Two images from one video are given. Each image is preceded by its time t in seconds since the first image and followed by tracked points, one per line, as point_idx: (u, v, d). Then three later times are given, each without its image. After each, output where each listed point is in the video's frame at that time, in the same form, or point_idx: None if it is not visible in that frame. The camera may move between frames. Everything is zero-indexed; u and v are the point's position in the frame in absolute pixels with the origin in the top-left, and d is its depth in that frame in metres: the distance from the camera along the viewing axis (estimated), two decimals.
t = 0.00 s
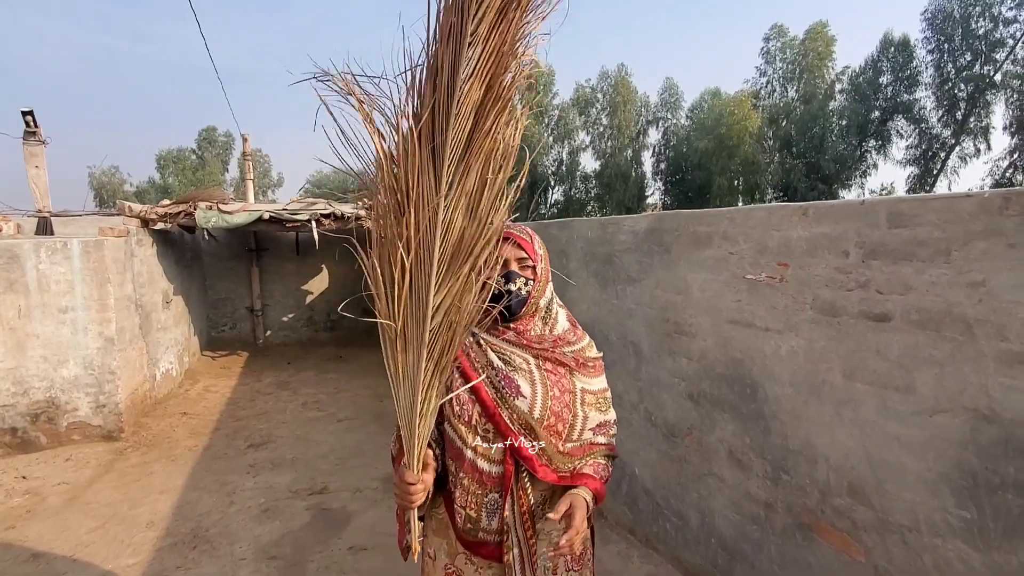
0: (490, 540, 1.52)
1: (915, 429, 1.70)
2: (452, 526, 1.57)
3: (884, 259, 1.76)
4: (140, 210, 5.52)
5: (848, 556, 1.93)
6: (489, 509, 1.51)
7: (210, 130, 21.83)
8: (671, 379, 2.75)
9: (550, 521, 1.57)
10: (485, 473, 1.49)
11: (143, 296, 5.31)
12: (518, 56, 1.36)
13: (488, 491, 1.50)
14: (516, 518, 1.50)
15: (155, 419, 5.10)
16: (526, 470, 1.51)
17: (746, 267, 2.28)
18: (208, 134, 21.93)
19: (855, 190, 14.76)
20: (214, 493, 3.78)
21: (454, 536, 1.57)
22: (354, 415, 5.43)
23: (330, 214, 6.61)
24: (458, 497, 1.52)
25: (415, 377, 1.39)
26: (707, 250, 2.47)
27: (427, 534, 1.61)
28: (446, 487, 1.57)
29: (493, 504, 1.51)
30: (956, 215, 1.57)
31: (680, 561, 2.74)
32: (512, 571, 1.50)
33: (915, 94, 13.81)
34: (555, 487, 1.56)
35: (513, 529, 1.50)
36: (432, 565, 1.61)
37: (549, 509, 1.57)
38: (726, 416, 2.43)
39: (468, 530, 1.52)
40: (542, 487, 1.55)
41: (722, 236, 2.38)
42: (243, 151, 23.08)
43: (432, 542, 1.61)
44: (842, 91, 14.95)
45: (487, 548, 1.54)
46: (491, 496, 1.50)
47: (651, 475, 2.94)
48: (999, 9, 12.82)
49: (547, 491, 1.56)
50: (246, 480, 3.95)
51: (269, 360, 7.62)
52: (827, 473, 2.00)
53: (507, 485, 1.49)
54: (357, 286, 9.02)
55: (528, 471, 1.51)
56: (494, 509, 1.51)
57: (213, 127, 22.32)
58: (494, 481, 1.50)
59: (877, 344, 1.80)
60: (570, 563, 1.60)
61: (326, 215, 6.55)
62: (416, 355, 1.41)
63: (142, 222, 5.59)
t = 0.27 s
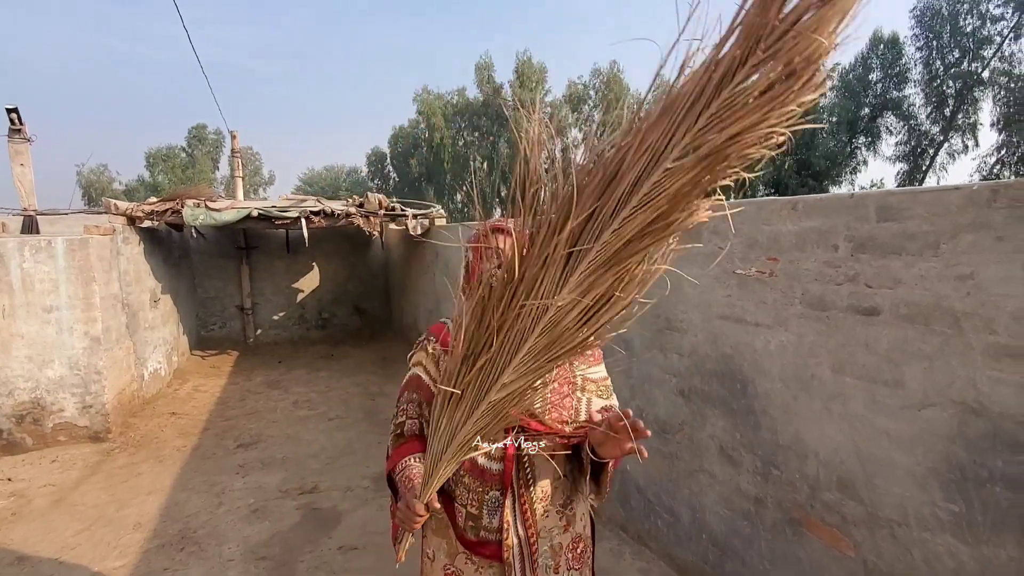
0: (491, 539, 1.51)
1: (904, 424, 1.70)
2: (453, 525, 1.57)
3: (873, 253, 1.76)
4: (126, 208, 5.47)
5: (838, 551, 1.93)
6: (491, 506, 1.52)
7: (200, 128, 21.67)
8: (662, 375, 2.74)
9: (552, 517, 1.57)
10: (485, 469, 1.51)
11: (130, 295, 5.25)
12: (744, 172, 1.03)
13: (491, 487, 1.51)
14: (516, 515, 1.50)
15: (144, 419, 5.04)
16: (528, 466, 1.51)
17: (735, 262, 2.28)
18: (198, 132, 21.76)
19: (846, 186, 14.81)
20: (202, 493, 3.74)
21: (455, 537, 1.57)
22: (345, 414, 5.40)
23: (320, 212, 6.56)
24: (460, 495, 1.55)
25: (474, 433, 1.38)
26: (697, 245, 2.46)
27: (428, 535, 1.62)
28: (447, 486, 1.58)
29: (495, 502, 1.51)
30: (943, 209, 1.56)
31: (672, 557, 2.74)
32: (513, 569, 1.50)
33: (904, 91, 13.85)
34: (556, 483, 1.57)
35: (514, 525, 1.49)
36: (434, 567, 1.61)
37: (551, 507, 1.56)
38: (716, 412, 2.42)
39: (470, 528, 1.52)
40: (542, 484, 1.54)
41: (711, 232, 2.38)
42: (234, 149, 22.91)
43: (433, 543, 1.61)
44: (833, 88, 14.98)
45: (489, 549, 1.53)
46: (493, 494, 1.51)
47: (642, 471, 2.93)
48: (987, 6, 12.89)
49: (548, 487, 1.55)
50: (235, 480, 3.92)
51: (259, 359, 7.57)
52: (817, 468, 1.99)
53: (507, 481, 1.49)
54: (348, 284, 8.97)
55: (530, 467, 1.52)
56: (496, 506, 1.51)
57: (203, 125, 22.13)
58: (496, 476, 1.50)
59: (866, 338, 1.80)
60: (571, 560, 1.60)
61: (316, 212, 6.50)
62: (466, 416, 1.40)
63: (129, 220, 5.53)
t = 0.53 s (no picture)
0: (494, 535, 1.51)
1: (891, 420, 1.71)
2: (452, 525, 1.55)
3: (860, 249, 1.76)
4: (111, 205, 5.41)
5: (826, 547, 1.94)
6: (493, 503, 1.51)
7: (188, 124, 21.44)
8: (652, 371, 2.74)
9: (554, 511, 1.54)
10: (486, 466, 1.49)
11: (116, 294, 5.18)
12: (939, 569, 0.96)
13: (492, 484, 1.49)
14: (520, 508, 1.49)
15: (131, 419, 4.99)
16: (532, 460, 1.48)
17: (724, 258, 2.27)
18: (187, 129, 21.53)
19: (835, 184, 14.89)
20: (190, 493, 3.70)
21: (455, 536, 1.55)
22: (336, 413, 5.37)
23: (309, 209, 6.51)
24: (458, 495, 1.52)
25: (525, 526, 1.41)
26: (687, 241, 2.45)
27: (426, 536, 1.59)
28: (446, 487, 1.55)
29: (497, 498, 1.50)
30: (930, 205, 1.56)
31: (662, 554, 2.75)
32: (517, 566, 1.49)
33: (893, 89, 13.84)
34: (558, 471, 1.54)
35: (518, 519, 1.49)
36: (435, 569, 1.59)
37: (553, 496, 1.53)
38: (706, 409, 2.42)
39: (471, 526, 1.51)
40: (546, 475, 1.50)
41: (701, 228, 2.37)
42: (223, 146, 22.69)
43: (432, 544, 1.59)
44: (823, 85, 15.06)
45: (492, 545, 1.53)
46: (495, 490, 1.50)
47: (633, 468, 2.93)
48: (974, 5, 12.98)
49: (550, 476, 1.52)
50: (224, 480, 3.88)
51: (249, 358, 7.52)
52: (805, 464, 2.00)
53: (509, 476, 1.48)
54: (339, 282, 8.92)
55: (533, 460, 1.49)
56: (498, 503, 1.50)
57: (191, 121, 21.90)
58: (497, 472, 1.49)
59: (853, 334, 1.80)
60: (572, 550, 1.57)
61: (305, 210, 6.45)
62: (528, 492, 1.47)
63: (115, 218, 5.48)
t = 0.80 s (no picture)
0: (490, 530, 1.44)
1: (879, 415, 1.71)
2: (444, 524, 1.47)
3: (850, 245, 1.76)
4: (98, 200, 5.41)
5: (815, 541, 1.95)
6: (487, 498, 1.43)
7: (178, 119, 21.24)
8: (643, 367, 2.75)
9: (547, 503, 1.47)
10: (479, 462, 1.42)
11: (103, 291, 5.12)
12: None
13: (485, 479, 1.42)
14: (515, 502, 1.43)
15: (119, 417, 4.94)
16: (524, 454, 1.43)
17: (715, 254, 2.27)
18: (176, 124, 21.32)
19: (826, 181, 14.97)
20: (179, 492, 3.67)
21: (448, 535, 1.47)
22: (327, 410, 5.34)
23: (299, 205, 6.46)
24: (450, 494, 1.44)
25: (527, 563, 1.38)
26: (678, 237, 2.45)
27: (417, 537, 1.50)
28: (438, 485, 1.47)
29: (491, 493, 1.43)
30: (919, 200, 1.56)
31: (653, 549, 2.75)
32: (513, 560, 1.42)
33: (883, 87, 13.97)
34: (553, 462, 1.48)
35: (513, 513, 1.42)
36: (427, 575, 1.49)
37: (546, 489, 1.46)
38: (697, 405, 2.42)
39: (464, 523, 1.43)
40: (540, 467, 1.45)
41: (692, 224, 2.37)
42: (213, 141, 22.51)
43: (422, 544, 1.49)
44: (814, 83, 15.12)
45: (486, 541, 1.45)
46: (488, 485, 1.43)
47: (624, 464, 2.94)
48: (963, 4, 13.07)
49: (544, 467, 1.46)
50: (213, 479, 3.85)
51: (239, 355, 7.47)
52: (794, 459, 2.00)
53: (503, 470, 1.41)
54: (330, 279, 8.88)
55: (526, 453, 1.43)
56: (492, 497, 1.43)
57: (180, 116, 21.69)
58: (490, 467, 1.42)
59: (842, 329, 1.81)
60: (565, 541, 1.51)
61: (295, 205, 6.41)
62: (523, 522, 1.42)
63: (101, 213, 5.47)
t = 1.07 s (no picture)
0: (478, 526, 1.43)
1: (873, 410, 1.72)
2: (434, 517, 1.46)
3: (844, 240, 1.76)
4: (88, 196, 5.29)
5: (809, 536, 1.95)
6: (475, 494, 1.43)
7: (170, 115, 21.10)
8: (638, 364, 2.75)
9: (537, 499, 1.45)
10: (466, 458, 1.41)
11: (94, 288, 5.08)
12: None
13: (473, 475, 1.42)
14: (502, 500, 1.42)
15: (111, 415, 4.91)
16: (512, 452, 1.42)
17: (710, 250, 2.27)
18: (169, 120, 21.18)
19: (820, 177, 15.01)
20: (172, 490, 3.66)
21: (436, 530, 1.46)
22: (322, 407, 5.33)
23: (292, 201, 6.43)
24: (440, 486, 1.44)
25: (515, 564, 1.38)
26: (673, 233, 2.44)
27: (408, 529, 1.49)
28: (428, 478, 1.47)
29: (479, 489, 1.42)
30: (914, 195, 1.56)
31: (648, 545, 2.76)
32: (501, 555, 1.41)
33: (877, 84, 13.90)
34: (542, 460, 1.47)
35: (500, 510, 1.41)
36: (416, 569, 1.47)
37: (535, 487, 1.45)
38: (692, 400, 2.42)
39: (452, 518, 1.43)
40: (529, 465, 1.44)
41: (687, 220, 2.36)
42: (207, 137, 22.39)
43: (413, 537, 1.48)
44: (809, 79, 15.13)
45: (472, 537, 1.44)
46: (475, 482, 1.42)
47: (620, 460, 2.94)
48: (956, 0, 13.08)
49: (533, 466, 1.45)
50: (207, 476, 3.84)
51: (233, 352, 7.43)
52: (788, 455, 2.01)
53: (490, 467, 1.40)
54: (325, 276, 8.84)
55: (514, 452, 1.42)
56: (479, 493, 1.42)
57: (173, 112, 21.56)
58: (477, 464, 1.41)
59: (837, 325, 1.81)
60: (555, 537, 1.49)
61: (288, 202, 6.37)
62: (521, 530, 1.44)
63: (92, 209, 5.35)
